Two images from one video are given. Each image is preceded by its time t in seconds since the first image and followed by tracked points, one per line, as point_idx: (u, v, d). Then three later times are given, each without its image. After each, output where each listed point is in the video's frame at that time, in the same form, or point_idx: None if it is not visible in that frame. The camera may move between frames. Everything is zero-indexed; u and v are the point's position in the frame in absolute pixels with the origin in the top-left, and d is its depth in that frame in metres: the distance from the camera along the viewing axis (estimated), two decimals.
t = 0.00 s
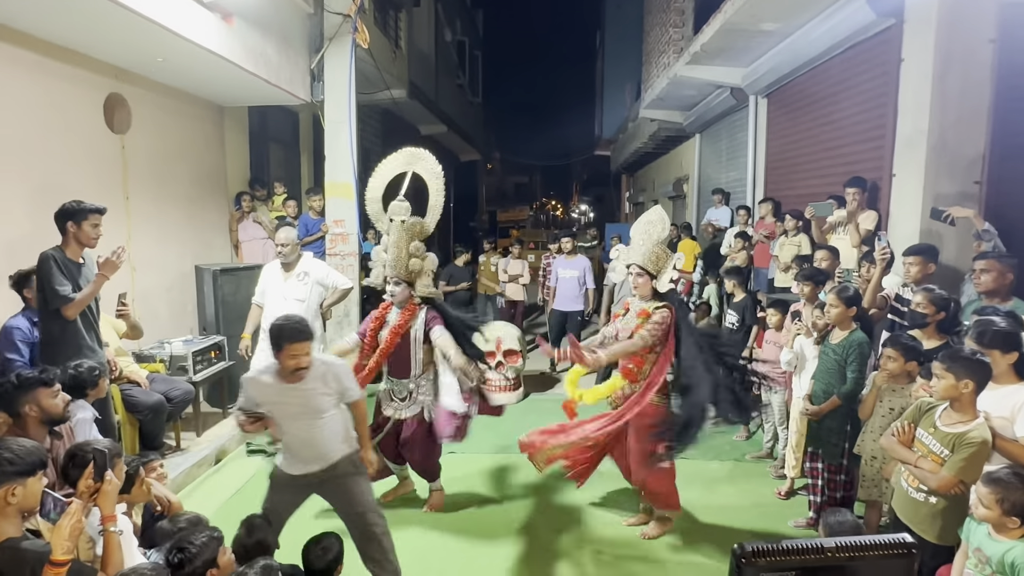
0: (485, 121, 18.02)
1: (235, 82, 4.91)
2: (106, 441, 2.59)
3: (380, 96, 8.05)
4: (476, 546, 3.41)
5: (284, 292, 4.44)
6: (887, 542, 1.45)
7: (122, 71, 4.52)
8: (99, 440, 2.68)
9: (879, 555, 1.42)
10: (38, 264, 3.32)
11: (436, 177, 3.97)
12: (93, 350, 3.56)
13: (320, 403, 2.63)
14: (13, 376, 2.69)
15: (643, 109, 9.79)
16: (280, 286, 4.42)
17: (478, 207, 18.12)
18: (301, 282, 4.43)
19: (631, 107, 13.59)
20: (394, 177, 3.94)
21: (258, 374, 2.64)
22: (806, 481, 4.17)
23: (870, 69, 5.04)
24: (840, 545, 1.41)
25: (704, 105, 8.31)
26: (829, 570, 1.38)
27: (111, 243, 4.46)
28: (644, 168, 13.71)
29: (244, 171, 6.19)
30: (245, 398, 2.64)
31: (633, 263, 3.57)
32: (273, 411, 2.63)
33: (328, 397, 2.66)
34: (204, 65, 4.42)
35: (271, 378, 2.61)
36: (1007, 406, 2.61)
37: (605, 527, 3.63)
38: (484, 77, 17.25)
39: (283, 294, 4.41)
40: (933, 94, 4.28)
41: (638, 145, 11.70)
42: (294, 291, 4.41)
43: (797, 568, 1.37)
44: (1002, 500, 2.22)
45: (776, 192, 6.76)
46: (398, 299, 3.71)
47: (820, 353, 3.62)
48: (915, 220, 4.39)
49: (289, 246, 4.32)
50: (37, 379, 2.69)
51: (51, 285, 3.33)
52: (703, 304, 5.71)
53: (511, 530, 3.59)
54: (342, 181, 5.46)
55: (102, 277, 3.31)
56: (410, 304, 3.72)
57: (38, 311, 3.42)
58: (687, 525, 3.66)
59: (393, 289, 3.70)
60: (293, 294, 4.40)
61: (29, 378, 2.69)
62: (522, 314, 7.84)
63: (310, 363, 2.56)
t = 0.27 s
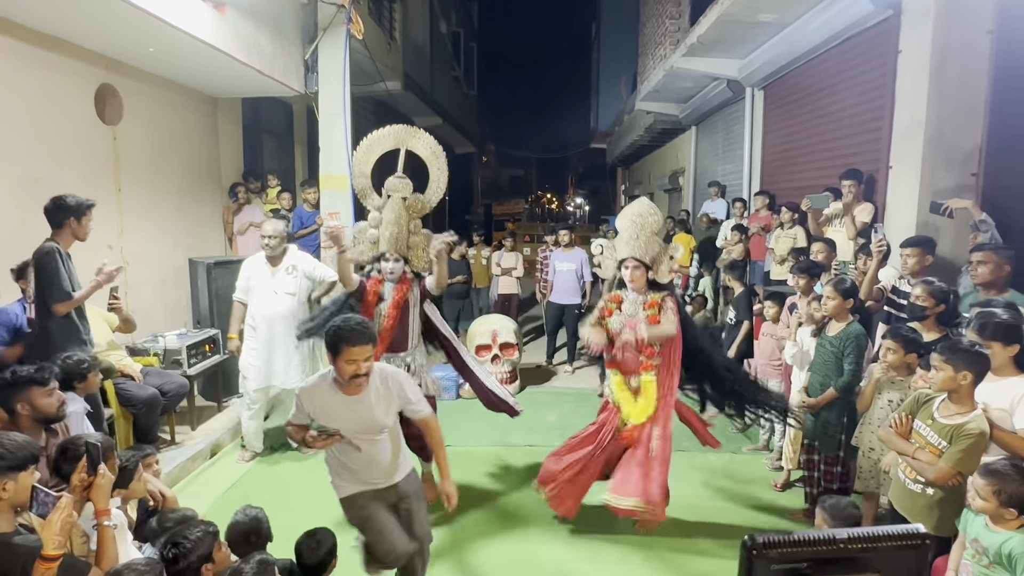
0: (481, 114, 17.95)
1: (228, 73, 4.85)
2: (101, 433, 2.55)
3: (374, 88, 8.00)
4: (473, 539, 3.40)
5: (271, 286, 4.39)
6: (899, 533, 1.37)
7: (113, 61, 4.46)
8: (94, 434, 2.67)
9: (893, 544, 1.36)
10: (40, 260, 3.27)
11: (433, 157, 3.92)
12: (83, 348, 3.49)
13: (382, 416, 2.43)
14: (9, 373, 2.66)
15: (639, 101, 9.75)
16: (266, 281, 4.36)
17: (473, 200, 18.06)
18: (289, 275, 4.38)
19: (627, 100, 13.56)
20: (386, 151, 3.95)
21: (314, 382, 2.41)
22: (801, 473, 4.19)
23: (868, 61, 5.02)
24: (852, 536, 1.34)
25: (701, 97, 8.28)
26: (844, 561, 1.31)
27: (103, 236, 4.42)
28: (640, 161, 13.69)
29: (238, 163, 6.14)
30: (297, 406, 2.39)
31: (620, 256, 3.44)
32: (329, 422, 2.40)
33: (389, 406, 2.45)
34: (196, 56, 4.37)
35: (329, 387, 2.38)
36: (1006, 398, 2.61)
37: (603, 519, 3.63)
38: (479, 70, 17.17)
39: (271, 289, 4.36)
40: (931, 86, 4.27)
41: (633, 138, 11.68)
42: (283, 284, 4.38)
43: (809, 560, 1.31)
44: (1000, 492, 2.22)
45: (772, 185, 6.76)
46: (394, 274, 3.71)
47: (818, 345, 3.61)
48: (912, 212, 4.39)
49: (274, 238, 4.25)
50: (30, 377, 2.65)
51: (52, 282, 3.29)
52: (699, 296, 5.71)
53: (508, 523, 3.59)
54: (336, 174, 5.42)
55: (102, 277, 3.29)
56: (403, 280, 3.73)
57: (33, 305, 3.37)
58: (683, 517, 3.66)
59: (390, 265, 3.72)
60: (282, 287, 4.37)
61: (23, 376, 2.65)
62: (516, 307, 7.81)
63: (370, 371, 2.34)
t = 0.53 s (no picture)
0: (477, 110, 17.90)
1: (224, 67, 4.82)
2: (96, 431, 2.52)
3: (370, 84, 7.96)
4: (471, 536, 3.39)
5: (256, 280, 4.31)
6: (944, 523, 1.24)
7: (107, 55, 4.42)
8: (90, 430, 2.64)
9: (946, 535, 1.22)
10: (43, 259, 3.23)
11: (427, 161, 4.01)
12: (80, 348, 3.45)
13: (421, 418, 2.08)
14: (5, 370, 2.63)
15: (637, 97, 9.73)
16: (253, 276, 4.27)
17: (470, 197, 18.02)
18: (273, 268, 4.33)
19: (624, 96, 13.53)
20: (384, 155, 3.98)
21: (336, 396, 2.08)
22: (799, 468, 4.19)
23: (867, 56, 5.01)
24: (897, 524, 1.23)
25: (699, 93, 8.27)
26: (885, 551, 1.21)
27: (97, 232, 4.38)
28: (637, 157, 13.68)
29: (234, 158, 6.11)
30: (323, 427, 2.04)
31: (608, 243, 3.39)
32: (365, 434, 2.03)
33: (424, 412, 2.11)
34: (192, 50, 4.34)
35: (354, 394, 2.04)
36: (1007, 395, 2.61)
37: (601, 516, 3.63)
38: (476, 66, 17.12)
39: (256, 283, 4.28)
40: (930, 82, 4.26)
41: (631, 134, 11.66)
42: (268, 278, 4.31)
43: (851, 550, 1.21)
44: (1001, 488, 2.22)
45: (770, 181, 6.76)
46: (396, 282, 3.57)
47: (817, 340, 3.60)
48: (910, 208, 4.39)
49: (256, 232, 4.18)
50: (24, 375, 2.62)
51: (55, 281, 3.27)
52: (697, 292, 5.71)
53: (507, 519, 3.58)
54: (333, 169, 5.40)
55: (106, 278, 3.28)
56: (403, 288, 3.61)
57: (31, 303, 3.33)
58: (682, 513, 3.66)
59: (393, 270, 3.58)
60: (269, 281, 4.31)
61: (17, 374, 2.62)
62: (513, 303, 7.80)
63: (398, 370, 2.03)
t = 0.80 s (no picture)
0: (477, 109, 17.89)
1: (223, 66, 4.81)
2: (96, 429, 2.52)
3: (370, 83, 7.96)
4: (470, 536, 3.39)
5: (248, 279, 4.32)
6: (990, 511, 1.03)
7: (107, 54, 4.42)
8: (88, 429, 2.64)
9: (991, 526, 1.01)
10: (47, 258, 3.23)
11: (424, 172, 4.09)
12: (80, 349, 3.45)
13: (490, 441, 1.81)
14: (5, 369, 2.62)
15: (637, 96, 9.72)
16: (248, 275, 4.27)
17: (470, 196, 18.01)
18: (265, 267, 4.39)
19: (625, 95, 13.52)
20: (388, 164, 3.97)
21: (400, 429, 1.68)
22: (799, 468, 4.19)
23: (868, 56, 5.01)
24: (943, 512, 1.02)
25: (699, 92, 8.26)
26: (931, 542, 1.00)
27: (97, 231, 4.38)
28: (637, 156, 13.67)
29: (233, 157, 6.10)
30: (394, 468, 1.63)
31: (605, 253, 3.49)
32: (448, 468, 1.70)
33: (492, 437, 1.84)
34: (191, 49, 4.33)
35: (429, 419, 1.70)
36: (1008, 395, 2.60)
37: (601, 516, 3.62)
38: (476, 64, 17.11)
39: (251, 282, 4.28)
40: (930, 81, 4.26)
41: (631, 133, 11.65)
42: (261, 276, 4.35)
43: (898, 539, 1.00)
44: (1001, 489, 2.21)
45: (770, 180, 6.75)
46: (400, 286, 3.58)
47: (817, 340, 3.60)
48: (911, 208, 4.38)
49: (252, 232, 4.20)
50: (30, 372, 2.62)
51: (58, 280, 3.28)
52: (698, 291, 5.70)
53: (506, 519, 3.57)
54: (333, 169, 5.39)
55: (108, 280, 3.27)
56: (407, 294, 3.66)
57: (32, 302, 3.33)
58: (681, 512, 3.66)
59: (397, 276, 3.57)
60: (262, 279, 4.34)
61: (23, 371, 2.62)
62: (513, 303, 7.80)
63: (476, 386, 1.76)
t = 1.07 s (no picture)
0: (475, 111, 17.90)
1: (218, 67, 4.81)
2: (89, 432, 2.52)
3: (368, 84, 7.97)
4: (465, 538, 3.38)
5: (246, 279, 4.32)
6: (1014, 491, 1.02)
7: (102, 56, 4.42)
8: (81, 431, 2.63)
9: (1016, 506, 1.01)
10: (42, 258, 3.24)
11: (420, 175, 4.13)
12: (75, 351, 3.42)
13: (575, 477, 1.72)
14: None
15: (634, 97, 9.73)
16: (247, 275, 4.27)
17: (468, 197, 18.01)
18: (262, 267, 4.43)
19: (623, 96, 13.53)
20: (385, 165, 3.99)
21: (494, 460, 1.61)
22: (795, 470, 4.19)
23: (863, 58, 5.02)
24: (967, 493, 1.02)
25: (696, 94, 8.28)
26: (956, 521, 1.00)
27: (93, 233, 4.38)
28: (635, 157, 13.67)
29: (230, 159, 6.10)
30: (492, 503, 1.54)
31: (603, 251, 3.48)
32: (546, 513, 1.59)
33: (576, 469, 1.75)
34: (187, 51, 4.33)
35: (527, 451, 1.60)
36: (1002, 397, 2.61)
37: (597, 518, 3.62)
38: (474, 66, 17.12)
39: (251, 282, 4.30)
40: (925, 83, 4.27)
41: (629, 135, 11.66)
42: (259, 276, 4.37)
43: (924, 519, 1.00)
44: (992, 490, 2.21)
45: (767, 182, 6.76)
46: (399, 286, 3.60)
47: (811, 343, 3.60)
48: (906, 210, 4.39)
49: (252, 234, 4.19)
50: (15, 377, 2.62)
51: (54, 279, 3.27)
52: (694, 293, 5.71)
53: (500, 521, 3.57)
54: (330, 171, 5.40)
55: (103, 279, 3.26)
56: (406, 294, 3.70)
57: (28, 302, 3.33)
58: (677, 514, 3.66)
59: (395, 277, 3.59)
60: (260, 279, 4.36)
61: (9, 376, 2.60)
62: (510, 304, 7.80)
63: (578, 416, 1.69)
